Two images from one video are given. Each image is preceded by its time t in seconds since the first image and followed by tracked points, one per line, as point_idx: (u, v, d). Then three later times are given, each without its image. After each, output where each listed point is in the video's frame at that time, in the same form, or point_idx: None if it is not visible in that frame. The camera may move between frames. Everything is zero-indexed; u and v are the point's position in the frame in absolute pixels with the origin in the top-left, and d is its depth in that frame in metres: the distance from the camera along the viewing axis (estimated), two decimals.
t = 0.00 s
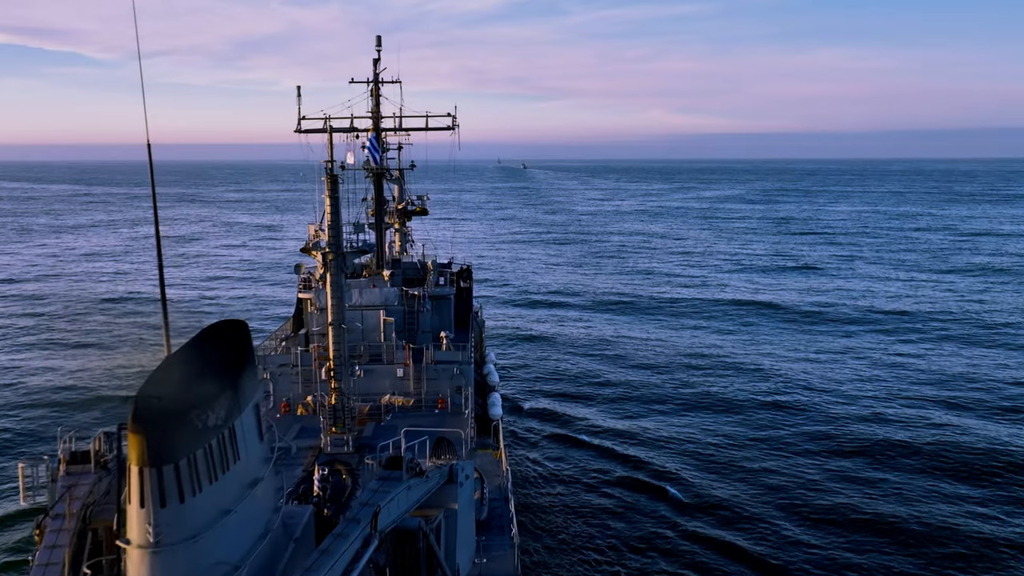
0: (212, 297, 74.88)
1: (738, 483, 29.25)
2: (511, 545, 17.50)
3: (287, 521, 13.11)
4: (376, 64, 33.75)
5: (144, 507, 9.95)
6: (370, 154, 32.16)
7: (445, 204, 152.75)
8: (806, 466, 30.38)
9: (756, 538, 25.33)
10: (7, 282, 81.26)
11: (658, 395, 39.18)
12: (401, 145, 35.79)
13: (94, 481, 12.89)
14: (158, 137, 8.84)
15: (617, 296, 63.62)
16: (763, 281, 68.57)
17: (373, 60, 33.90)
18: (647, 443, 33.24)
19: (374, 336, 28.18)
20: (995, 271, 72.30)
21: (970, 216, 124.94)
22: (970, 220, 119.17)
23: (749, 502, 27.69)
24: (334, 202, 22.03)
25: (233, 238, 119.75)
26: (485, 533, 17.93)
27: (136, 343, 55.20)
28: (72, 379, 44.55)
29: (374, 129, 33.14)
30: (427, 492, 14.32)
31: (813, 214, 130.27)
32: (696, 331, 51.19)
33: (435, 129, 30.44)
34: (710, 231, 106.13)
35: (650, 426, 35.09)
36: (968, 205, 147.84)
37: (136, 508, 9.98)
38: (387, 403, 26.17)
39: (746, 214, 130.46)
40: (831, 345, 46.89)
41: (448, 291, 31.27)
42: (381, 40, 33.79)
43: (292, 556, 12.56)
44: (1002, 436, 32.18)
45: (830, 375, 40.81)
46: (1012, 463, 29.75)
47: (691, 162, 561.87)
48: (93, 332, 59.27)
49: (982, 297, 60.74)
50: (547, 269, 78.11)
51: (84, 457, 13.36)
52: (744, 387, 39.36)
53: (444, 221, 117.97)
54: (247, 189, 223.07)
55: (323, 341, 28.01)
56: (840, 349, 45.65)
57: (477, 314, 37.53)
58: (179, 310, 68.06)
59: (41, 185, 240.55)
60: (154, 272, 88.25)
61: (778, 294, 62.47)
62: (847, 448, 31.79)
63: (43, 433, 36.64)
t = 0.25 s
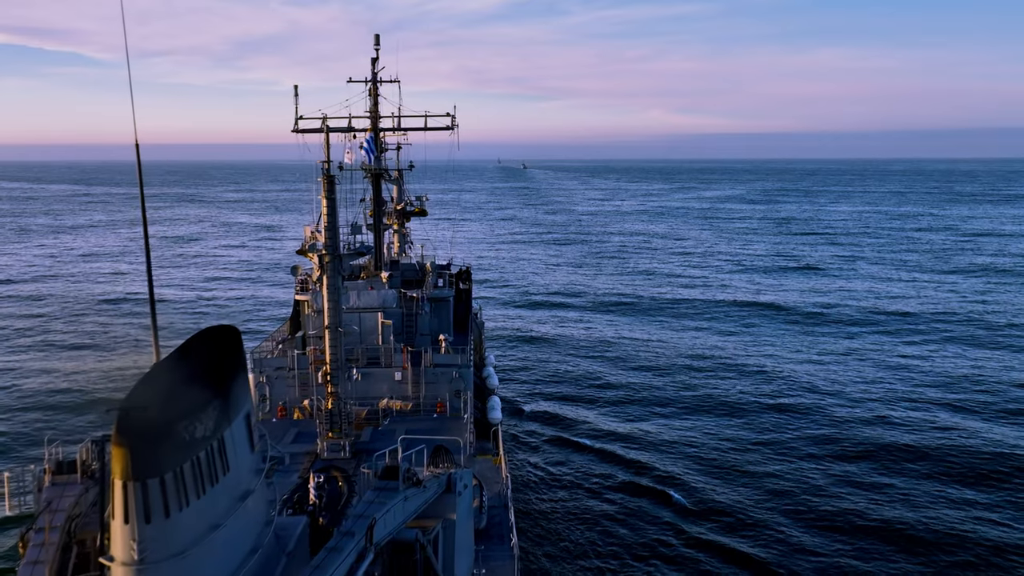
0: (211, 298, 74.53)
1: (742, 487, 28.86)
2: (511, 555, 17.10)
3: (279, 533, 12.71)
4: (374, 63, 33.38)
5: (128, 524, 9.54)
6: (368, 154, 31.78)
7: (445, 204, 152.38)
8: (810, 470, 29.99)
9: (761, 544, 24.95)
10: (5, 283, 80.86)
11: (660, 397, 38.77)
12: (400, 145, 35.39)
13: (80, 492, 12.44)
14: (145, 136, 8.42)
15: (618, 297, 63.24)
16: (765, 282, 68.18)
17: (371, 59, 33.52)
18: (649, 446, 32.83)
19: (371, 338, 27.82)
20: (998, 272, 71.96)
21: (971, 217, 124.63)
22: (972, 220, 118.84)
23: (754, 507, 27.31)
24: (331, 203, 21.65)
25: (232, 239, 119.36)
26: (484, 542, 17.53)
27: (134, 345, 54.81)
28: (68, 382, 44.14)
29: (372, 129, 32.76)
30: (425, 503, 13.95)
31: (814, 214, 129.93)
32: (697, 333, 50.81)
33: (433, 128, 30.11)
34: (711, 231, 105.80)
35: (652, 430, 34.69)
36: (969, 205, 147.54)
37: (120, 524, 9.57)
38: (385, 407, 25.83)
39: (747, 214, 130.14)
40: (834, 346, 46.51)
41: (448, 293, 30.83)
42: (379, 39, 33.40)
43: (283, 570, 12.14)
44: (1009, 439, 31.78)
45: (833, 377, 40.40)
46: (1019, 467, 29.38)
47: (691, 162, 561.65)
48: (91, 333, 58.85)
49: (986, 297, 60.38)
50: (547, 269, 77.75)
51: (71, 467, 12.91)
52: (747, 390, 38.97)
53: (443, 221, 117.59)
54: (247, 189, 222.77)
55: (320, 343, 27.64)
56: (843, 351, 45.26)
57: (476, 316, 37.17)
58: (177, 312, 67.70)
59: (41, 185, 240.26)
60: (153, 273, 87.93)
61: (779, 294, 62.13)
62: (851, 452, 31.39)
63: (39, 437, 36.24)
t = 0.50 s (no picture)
0: (209, 299, 74.18)
1: (745, 491, 28.50)
2: (510, 564, 16.74)
3: (273, 543, 12.39)
4: (373, 63, 33.03)
5: (113, 538, 9.22)
6: (365, 155, 31.45)
7: (445, 204, 152.06)
8: (814, 473, 29.64)
9: (766, 550, 24.61)
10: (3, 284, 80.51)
11: (662, 399, 38.42)
12: (399, 145, 35.07)
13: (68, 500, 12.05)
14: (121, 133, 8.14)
15: (619, 297, 62.90)
16: (767, 282, 67.85)
17: (370, 59, 33.15)
18: (651, 449, 32.48)
19: (369, 341, 27.48)
20: (1000, 273, 71.58)
21: (973, 217, 124.24)
22: (973, 220, 118.55)
23: (758, 511, 26.99)
24: (328, 205, 21.28)
25: (231, 239, 118.95)
26: (483, 550, 17.17)
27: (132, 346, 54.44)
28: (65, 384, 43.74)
29: (370, 129, 32.40)
30: (422, 512, 13.62)
31: (815, 214, 129.66)
32: (699, 334, 50.46)
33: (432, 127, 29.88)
34: (711, 231, 105.44)
35: (654, 432, 34.33)
36: (970, 205, 147.32)
37: (105, 538, 9.26)
38: (383, 410, 25.55)
39: (747, 214, 129.76)
40: (837, 347, 46.18)
41: (447, 294, 30.45)
42: (377, 38, 33.06)
43: None
44: (1015, 441, 31.44)
45: (836, 378, 40.06)
46: None
47: (691, 162, 561.31)
48: (89, 335, 58.49)
49: (988, 298, 60.08)
50: (548, 270, 77.41)
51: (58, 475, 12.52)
52: (750, 391, 38.63)
53: (443, 222, 117.17)
54: (246, 189, 222.42)
55: (317, 346, 27.31)
56: (846, 352, 44.91)
57: (475, 318, 36.81)
58: (176, 312, 67.35)
59: (40, 185, 239.83)
60: (152, 273, 87.58)
61: (781, 295, 61.79)
62: (856, 455, 31.03)
63: (35, 440, 35.88)
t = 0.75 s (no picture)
0: (208, 300, 73.77)
1: (750, 495, 28.09)
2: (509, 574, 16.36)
3: (264, 557, 11.95)
4: (371, 61, 32.63)
5: (94, 557, 8.71)
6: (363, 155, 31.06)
7: (445, 204, 151.76)
8: (819, 477, 29.24)
9: (771, 556, 24.25)
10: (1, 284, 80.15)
11: (664, 401, 38.01)
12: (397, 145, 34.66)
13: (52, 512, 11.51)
14: (116, 133, 7.62)
15: (619, 298, 62.56)
16: (768, 282, 67.50)
17: (368, 57, 32.75)
18: (653, 453, 32.07)
19: (367, 344, 27.08)
20: (1002, 273, 71.25)
21: (974, 217, 123.88)
22: (974, 220, 118.26)
23: (763, 515, 26.64)
24: (324, 206, 20.85)
25: (230, 239, 118.63)
26: (482, 560, 16.79)
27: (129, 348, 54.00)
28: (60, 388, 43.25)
29: (368, 128, 32.00)
30: (419, 524, 13.28)
31: (815, 215, 129.38)
32: (701, 334, 50.11)
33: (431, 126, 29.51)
34: (712, 232, 105.12)
35: (656, 435, 33.93)
36: (971, 205, 147.12)
37: (85, 556, 8.75)
38: (380, 414, 25.20)
39: (748, 214, 129.45)
40: (840, 348, 45.80)
41: (446, 296, 29.97)
42: (376, 37, 32.63)
43: None
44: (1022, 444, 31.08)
45: (840, 380, 39.67)
46: None
47: (691, 162, 560.98)
48: (88, 336, 58.16)
49: (991, 299, 59.76)
50: (548, 270, 77.08)
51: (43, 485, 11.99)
52: (753, 393, 38.29)
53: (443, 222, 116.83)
54: (246, 189, 222.07)
55: (314, 349, 26.92)
56: (850, 353, 44.51)
57: (474, 320, 36.45)
58: (174, 314, 66.91)
59: (39, 185, 239.49)
60: (150, 274, 87.21)
61: (783, 295, 61.45)
62: (861, 459, 30.64)
63: (31, 443, 35.50)
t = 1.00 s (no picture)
0: (206, 300, 73.47)
1: (755, 500, 27.72)
2: None
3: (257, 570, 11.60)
4: (369, 60, 32.26)
5: None
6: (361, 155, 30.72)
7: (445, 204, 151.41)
8: (824, 481, 28.89)
9: (776, 562, 23.90)
10: None
11: (666, 403, 37.64)
12: (396, 145, 34.31)
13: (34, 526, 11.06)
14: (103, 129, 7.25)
15: (620, 298, 62.22)
16: (770, 283, 67.21)
17: (366, 56, 32.39)
18: (656, 455, 31.71)
19: (365, 346, 26.72)
20: (1005, 274, 70.87)
21: (976, 217, 123.44)
22: (975, 220, 118.06)
23: (767, 520, 26.29)
24: (321, 207, 20.49)
25: (229, 240, 118.32)
26: (481, 569, 16.49)
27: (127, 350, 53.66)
28: (57, 390, 42.88)
29: (366, 128, 31.65)
30: (415, 534, 13.23)
31: (816, 215, 129.18)
32: (702, 335, 49.75)
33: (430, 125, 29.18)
34: (713, 232, 104.76)
35: (659, 438, 33.56)
36: (971, 205, 147.03)
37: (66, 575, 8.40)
38: (378, 418, 24.88)
39: (748, 214, 129.08)
40: (842, 349, 45.51)
41: (446, 298, 29.58)
42: (374, 35, 32.29)
43: None
44: None
45: (843, 381, 39.32)
46: None
47: (691, 162, 560.59)
48: (85, 338, 57.80)
49: (993, 299, 59.50)
50: (548, 270, 76.73)
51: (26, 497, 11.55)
52: (756, 395, 37.92)
53: (442, 222, 116.46)
54: (246, 189, 221.74)
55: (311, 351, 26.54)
56: (852, 354, 44.23)
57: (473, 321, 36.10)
58: (172, 315, 66.59)
59: (39, 185, 239.26)
60: (149, 274, 86.92)
61: (784, 296, 61.09)
62: (866, 462, 30.29)
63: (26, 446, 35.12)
